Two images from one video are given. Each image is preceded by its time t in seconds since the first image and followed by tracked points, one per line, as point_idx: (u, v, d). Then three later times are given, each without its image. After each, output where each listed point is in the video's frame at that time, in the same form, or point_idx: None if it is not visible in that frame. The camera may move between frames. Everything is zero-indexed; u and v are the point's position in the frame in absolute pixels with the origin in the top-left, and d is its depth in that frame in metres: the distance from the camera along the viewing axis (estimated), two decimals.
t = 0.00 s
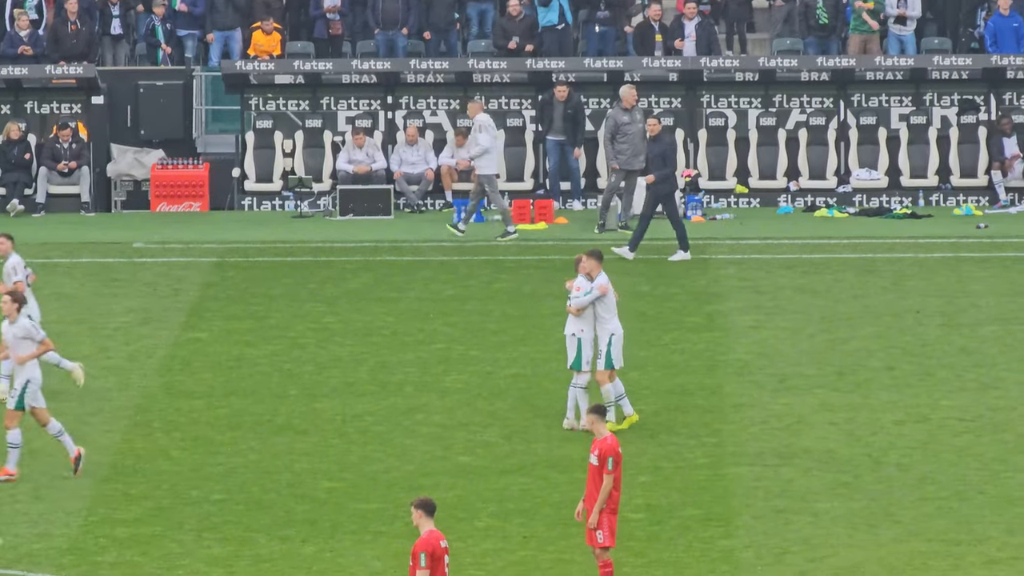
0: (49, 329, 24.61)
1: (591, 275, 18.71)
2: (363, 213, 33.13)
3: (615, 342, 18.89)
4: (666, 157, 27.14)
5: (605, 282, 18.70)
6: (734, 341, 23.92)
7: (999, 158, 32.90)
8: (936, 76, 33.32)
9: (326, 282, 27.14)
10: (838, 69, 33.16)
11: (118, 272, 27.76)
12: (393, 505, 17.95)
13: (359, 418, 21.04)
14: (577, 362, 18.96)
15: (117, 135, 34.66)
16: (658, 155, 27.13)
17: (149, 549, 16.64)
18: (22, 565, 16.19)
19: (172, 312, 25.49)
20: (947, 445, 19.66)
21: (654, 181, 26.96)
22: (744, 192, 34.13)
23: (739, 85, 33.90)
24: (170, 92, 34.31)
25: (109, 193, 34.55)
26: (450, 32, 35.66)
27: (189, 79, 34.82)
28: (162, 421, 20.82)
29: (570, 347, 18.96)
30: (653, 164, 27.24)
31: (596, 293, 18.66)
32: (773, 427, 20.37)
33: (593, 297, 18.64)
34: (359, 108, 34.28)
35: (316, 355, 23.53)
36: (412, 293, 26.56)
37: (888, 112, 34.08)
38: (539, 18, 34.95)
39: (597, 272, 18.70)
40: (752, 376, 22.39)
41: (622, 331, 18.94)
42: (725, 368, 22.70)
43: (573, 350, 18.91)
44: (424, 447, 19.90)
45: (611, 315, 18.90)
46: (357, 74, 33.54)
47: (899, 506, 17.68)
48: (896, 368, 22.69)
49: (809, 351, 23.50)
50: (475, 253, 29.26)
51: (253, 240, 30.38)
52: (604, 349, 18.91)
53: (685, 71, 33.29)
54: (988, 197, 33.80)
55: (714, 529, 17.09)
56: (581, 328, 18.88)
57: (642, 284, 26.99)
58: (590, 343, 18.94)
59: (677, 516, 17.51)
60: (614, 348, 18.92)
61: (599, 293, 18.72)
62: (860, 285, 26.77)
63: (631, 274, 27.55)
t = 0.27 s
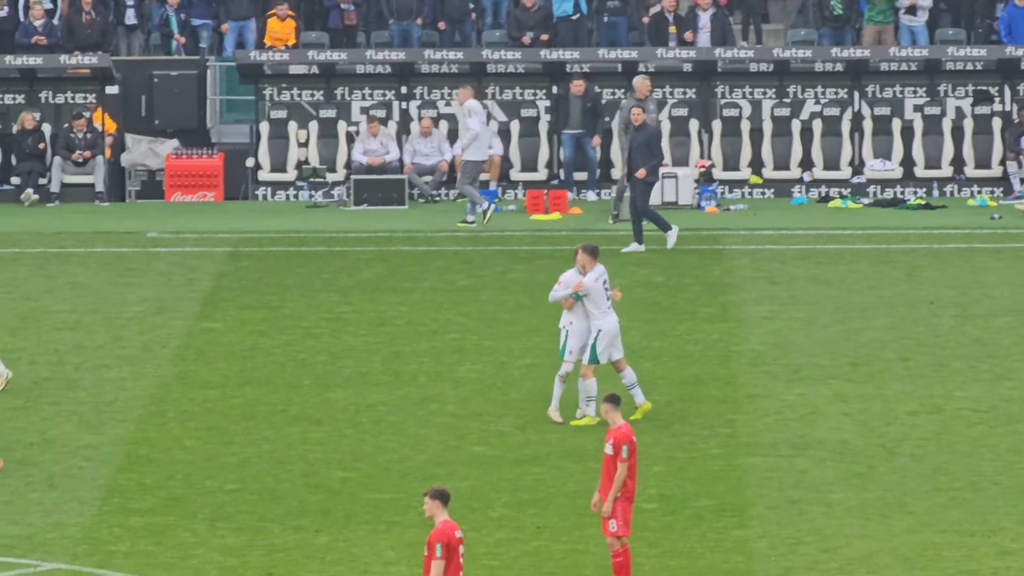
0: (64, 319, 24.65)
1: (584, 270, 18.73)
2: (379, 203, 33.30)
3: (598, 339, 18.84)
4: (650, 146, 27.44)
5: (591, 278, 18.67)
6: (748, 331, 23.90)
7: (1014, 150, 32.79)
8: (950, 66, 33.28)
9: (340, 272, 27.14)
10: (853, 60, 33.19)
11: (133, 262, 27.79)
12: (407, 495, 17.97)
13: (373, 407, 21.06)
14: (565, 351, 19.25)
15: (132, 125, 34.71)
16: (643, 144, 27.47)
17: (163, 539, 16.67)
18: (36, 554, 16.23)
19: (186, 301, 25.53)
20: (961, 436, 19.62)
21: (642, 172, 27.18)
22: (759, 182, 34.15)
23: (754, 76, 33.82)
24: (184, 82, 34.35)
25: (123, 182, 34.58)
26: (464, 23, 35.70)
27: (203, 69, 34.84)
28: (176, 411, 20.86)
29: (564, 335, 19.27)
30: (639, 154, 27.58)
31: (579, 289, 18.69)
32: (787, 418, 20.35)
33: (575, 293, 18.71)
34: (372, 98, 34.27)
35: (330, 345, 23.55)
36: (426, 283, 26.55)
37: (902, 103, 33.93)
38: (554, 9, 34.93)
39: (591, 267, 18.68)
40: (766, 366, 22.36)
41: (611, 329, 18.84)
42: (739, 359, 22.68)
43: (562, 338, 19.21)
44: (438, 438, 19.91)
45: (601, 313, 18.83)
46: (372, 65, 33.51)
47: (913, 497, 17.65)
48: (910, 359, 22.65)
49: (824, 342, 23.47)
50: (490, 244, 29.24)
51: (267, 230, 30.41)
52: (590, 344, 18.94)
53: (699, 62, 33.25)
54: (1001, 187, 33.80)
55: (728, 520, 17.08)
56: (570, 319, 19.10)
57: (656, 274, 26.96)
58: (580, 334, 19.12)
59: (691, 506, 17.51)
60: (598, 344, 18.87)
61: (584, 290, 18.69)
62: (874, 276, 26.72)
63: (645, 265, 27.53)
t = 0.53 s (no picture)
0: (73, 309, 24.67)
1: (569, 263, 18.62)
2: (388, 192, 33.17)
3: (591, 333, 18.79)
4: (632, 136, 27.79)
5: (578, 272, 18.60)
6: (758, 321, 23.87)
7: None
8: (960, 56, 33.22)
9: (350, 262, 27.14)
10: (862, 50, 33.04)
11: (143, 252, 27.80)
12: (417, 486, 17.97)
13: (383, 397, 21.07)
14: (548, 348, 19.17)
15: (142, 115, 34.69)
16: (625, 136, 27.82)
17: (173, 529, 16.68)
18: (47, 544, 16.26)
19: (196, 291, 25.54)
20: (972, 425, 19.59)
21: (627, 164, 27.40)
22: (768, 172, 33.99)
23: (763, 65, 33.83)
24: (194, 72, 34.43)
25: (133, 172, 34.54)
26: (475, 12, 35.66)
27: (214, 58, 34.91)
28: (186, 401, 20.87)
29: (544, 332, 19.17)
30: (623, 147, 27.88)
31: (569, 283, 18.61)
32: (797, 408, 20.33)
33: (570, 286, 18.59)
34: (382, 88, 34.29)
35: (340, 335, 23.55)
36: (436, 273, 26.54)
37: (912, 92, 33.90)
38: None
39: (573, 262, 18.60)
40: (776, 356, 22.33)
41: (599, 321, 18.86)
42: (749, 348, 22.65)
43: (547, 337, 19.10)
44: (448, 428, 19.91)
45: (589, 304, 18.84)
46: (382, 55, 33.58)
47: (924, 487, 17.63)
48: (920, 348, 22.61)
49: (834, 331, 23.44)
50: (499, 233, 29.21)
51: (278, 220, 30.40)
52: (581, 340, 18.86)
53: (709, 51, 33.13)
54: (1011, 176, 33.65)
55: (738, 510, 17.07)
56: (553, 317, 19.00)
57: (666, 264, 26.93)
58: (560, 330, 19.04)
59: (701, 496, 17.50)
60: (592, 338, 18.80)
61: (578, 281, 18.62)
62: (884, 266, 26.67)
63: (656, 255, 27.50)
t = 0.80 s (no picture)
0: (98, 299, 24.74)
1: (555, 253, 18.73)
2: (412, 182, 33.14)
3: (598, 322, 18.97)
4: (626, 127, 27.54)
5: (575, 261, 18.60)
6: (782, 311, 23.80)
7: None
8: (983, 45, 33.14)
9: (374, 252, 27.16)
10: (886, 39, 33.05)
11: (167, 241, 27.85)
12: (441, 475, 17.98)
13: (407, 387, 21.09)
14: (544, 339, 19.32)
15: (165, 105, 34.72)
16: (619, 126, 27.64)
17: (197, 519, 16.73)
18: (70, 534, 16.33)
19: (221, 281, 25.59)
20: (996, 416, 19.50)
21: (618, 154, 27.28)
22: (792, 162, 33.89)
23: (787, 56, 33.70)
24: (218, 62, 34.55)
25: (157, 162, 34.67)
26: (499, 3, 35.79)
27: (237, 49, 35.00)
28: (211, 390, 20.93)
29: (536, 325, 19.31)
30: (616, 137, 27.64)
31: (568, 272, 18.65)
32: (820, 397, 20.27)
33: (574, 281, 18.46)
34: (406, 78, 34.34)
35: (364, 325, 23.57)
36: (459, 263, 26.55)
37: (936, 82, 33.82)
38: None
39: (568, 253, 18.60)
40: (799, 346, 22.27)
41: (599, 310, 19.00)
42: (773, 338, 22.59)
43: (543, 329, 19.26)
44: (471, 417, 19.91)
45: (590, 295, 18.85)
46: (406, 44, 33.66)
47: (947, 477, 17.57)
48: (944, 339, 22.51)
49: (858, 321, 23.36)
50: (522, 223, 29.18)
51: (303, 210, 30.46)
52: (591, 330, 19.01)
53: (733, 41, 33.17)
54: None
55: (761, 500, 17.04)
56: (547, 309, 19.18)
57: (690, 254, 26.87)
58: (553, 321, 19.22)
59: (725, 486, 17.47)
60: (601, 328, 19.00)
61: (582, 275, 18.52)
62: (908, 256, 26.56)
63: (679, 244, 27.44)
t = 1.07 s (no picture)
0: (154, 290, 24.90)
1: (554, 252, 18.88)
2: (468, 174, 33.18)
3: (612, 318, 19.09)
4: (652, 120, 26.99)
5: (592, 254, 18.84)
6: (838, 303, 23.67)
7: None
8: None
9: (430, 244, 27.20)
10: (943, 32, 32.62)
11: (223, 233, 28.00)
12: (496, 467, 18.00)
13: (462, 379, 21.12)
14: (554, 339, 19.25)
15: (220, 96, 35.01)
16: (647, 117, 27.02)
17: (252, 510, 16.82)
18: (126, 526, 16.44)
19: (276, 273, 25.70)
20: None
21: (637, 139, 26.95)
22: (848, 155, 33.60)
23: (843, 48, 33.67)
24: (274, 54, 34.73)
25: (213, 153, 34.70)
26: None
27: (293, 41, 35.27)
28: (267, 382, 21.04)
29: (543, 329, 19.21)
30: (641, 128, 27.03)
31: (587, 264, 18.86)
32: (876, 390, 20.16)
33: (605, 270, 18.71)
34: (462, 70, 34.59)
35: (419, 317, 23.62)
36: (515, 255, 26.54)
37: (992, 75, 33.64)
38: None
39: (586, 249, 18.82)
40: (855, 338, 22.15)
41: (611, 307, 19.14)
42: (829, 331, 22.47)
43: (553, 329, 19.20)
44: (526, 409, 19.91)
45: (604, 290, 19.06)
46: (462, 36, 33.56)
47: (1004, 470, 17.43)
48: (1001, 331, 22.33)
49: (914, 314, 23.21)
50: (578, 215, 29.13)
51: (358, 202, 30.53)
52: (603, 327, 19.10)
53: (789, 33, 32.87)
54: None
55: (817, 492, 16.96)
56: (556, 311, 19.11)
57: (745, 246, 26.77)
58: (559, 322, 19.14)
59: (780, 478, 17.40)
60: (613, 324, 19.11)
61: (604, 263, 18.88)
62: (965, 248, 26.36)
63: (734, 237, 27.34)
